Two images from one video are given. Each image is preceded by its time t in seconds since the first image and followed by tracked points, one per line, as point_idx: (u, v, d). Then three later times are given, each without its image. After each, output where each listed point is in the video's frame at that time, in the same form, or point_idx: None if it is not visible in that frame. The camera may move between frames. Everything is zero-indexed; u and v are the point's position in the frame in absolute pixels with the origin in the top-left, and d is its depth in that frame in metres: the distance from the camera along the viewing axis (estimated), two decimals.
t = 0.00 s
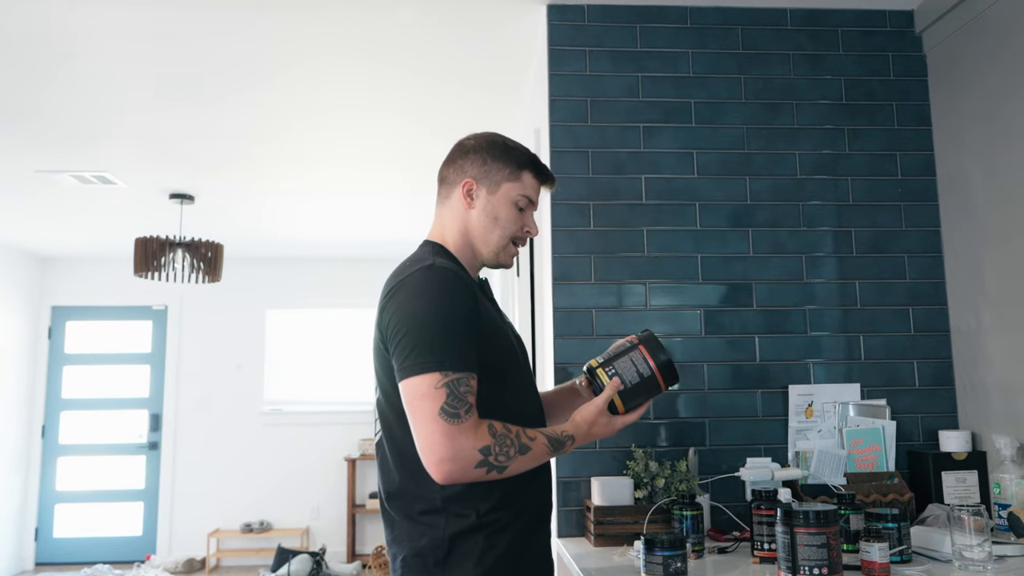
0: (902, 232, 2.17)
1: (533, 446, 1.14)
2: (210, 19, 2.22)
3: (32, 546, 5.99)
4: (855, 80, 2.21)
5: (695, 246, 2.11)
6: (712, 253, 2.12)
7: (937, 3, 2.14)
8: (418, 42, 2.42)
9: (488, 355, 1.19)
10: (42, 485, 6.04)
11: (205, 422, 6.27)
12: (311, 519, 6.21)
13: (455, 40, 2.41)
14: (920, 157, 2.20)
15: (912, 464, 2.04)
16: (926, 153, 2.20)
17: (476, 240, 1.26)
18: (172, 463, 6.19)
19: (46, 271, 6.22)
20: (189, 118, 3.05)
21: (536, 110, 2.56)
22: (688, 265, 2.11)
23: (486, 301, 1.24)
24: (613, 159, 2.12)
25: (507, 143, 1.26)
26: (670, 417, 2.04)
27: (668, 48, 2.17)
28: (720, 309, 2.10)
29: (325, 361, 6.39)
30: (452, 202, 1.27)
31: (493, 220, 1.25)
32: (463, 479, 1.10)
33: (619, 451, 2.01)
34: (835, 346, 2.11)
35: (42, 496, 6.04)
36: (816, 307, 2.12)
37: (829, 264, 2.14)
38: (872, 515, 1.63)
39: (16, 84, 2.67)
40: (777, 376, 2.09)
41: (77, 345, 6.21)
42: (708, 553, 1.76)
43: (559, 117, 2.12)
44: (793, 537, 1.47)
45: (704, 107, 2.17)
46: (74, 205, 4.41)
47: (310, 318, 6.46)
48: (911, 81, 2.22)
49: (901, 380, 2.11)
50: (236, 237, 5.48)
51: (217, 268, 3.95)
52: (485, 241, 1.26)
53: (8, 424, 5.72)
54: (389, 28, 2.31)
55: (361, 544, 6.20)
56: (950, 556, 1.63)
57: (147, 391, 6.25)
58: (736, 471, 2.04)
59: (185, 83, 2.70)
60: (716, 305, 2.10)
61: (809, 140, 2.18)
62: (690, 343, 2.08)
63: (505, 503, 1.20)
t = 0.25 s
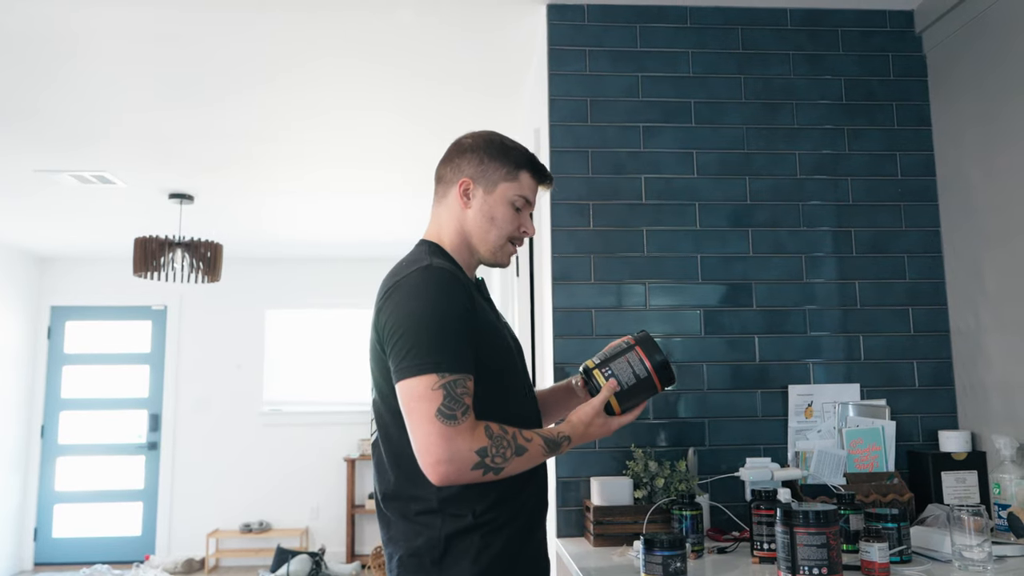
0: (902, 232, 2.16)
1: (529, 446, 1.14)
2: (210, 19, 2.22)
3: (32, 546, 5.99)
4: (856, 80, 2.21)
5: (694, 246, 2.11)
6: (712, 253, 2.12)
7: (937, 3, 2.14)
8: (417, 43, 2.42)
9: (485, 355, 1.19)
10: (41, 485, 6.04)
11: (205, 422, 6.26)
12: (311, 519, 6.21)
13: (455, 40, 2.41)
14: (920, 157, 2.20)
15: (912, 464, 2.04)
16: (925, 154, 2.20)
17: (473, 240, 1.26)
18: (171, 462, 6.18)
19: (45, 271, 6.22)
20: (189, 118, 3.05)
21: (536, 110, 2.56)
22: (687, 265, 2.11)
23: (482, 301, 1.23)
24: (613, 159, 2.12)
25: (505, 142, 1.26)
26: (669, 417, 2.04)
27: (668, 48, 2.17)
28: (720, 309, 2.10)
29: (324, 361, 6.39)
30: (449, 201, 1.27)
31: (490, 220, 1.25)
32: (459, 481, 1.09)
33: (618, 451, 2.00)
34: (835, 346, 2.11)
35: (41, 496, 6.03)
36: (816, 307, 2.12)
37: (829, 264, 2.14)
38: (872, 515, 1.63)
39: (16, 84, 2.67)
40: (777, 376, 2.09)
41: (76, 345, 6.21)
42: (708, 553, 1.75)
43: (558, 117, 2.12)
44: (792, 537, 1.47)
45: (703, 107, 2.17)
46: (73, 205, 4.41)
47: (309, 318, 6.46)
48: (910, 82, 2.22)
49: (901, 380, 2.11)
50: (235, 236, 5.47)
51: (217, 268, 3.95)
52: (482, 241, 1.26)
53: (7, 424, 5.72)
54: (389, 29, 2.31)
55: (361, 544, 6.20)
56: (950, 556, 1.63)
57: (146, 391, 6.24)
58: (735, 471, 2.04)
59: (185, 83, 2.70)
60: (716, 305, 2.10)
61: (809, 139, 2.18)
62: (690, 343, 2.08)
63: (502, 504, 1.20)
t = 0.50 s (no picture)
0: (901, 232, 2.16)
1: (527, 449, 1.14)
2: (209, 20, 2.22)
3: (31, 546, 5.98)
4: (855, 80, 2.21)
5: (694, 246, 2.11)
6: (711, 253, 2.12)
7: (936, 2, 2.14)
8: (416, 43, 2.41)
9: (482, 358, 1.18)
10: (41, 485, 6.03)
11: (204, 422, 6.26)
12: (311, 519, 6.21)
13: (454, 41, 2.41)
14: (919, 156, 2.20)
15: (912, 464, 2.04)
16: (925, 153, 2.20)
17: (469, 241, 1.26)
18: (171, 463, 6.18)
19: (45, 272, 6.21)
20: (188, 118, 3.04)
21: (535, 110, 2.56)
22: (687, 264, 2.10)
23: (479, 304, 1.23)
24: (612, 159, 2.12)
25: (502, 142, 1.26)
26: (669, 417, 2.04)
27: (668, 48, 2.17)
28: (719, 309, 2.10)
29: (324, 362, 6.38)
30: (445, 201, 1.27)
31: (487, 221, 1.25)
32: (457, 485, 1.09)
33: (618, 452, 2.00)
34: (834, 346, 2.11)
35: (41, 496, 6.03)
36: (816, 307, 2.12)
37: (828, 263, 2.14)
38: (871, 514, 1.63)
39: (15, 84, 2.66)
40: (776, 376, 2.09)
41: (76, 346, 6.20)
42: (708, 553, 1.75)
43: (558, 117, 2.12)
44: (792, 536, 1.47)
45: (703, 107, 2.17)
46: (72, 205, 4.40)
47: (309, 318, 6.46)
48: (910, 81, 2.22)
49: (900, 379, 2.11)
50: (235, 237, 5.47)
51: (216, 268, 3.94)
52: (478, 242, 1.26)
53: (6, 425, 5.71)
54: (388, 29, 2.31)
55: (361, 544, 6.19)
56: (950, 556, 1.63)
57: (145, 392, 6.24)
58: (735, 471, 2.03)
59: (185, 84, 2.70)
60: (715, 305, 2.10)
61: (808, 139, 2.18)
62: (690, 343, 2.08)
63: (500, 505, 1.20)
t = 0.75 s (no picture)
0: (901, 232, 2.16)
1: (524, 450, 1.14)
2: (209, 20, 2.22)
3: (31, 547, 5.98)
4: (854, 79, 2.21)
5: (693, 246, 2.11)
6: (711, 253, 2.12)
7: (936, 2, 2.14)
8: (416, 44, 2.42)
9: (480, 359, 1.18)
10: (40, 486, 6.03)
11: (204, 422, 6.26)
12: (311, 520, 6.21)
13: (453, 41, 2.41)
14: (918, 156, 2.20)
15: (911, 463, 2.04)
16: (924, 153, 2.20)
17: (467, 241, 1.26)
18: (171, 463, 6.18)
19: (44, 272, 6.21)
20: (187, 119, 3.04)
21: (534, 110, 2.56)
22: (687, 264, 2.10)
23: (477, 305, 1.23)
24: (612, 159, 2.12)
25: (500, 143, 1.26)
26: (669, 417, 2.04)
27: (667, 48, 2.17)
28: (719, 309, 2.10)
29: (323, 362, 6.38)
30: (443, 201, 1.27)
31: (484, 221, 1.25)
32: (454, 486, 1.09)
33: (618, 451, 2.00)
34: (834, 346, 2.11)
35: (40, 497, 6.03)
36: (815, 306, 2.12)
37: (828, 263, 2.14)
38: (871, 513, 1.63)
39: (14, 84, 2.66)
40: (775, 376, 2.09)
41: (75, 346, 6.20)
42: (708, 552, 1.75)
43: (558, 117, 2.12)
44: (792, 536, 1.47)
45: (702, 107, 2.17)
46: (71, 206, 4.40)
47: (308, 319, 6.46)
48: (909, 81, 2.22)
49: (900, 379, 2.11)
50: (234, 237, 5.47)
51: (215, 268, 3.94)
52: (476, 242, 1.26)
53: (6, 426, 5.71)
54: (387, 30, 2.31)
55: (361, 544, 6.19)
56: (950, 554, 1.63)
57: (145, 392, 6.23)
58: (735, 470, 2.03)
59: (185, 84, 2.70)
60: (715, 304, 2.10)
61: (808, 139, 2.18)
62: (689, 342, 2.08)
63: (498, 505, 1.20)
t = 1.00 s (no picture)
0: (901, 231, 2.16)
1: (523, 451, 1.14)
2: (208, 20, 2.22)
3: (31, 547, 5.98)
4: (854, 79, 2.21)
5: (693, 246, 2.11)
6: (711, 253, 2.12)
7: (935, 2, 2.14)
8: (415, 44, 2.42)
9: (479, 359, 1.18)
10: (40, 486, 6.03)
11: (204, 423, 6.26)
12: (311, 520, 6.21)
13: (453, 41, 2.41)
14: (918, 156, 2.20)
15: (911, 463, 2.04)
16: (924, 153, 2.20)
17: (466, 242, 1.26)
18: (170, 463, 6.18)
19: (44, 273, 6.21)
20: (187, 119, 3.04)
21: (534, 110, 2.55)
22: (686, 264, 2.10)
23: (476, 305, 1.23)
24: (612, 159, 2.12)
25: (500, 143, 1.26)
26: (669, 417, 2.04)
27: (667, 48, 2.17)
28: (719, 309, 2.10)
29: (323, 362, 6.38)
30: (443, 201, 1.27)
31: (483, 222, 1.25)
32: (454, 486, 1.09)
33: (618, 452, 2.00)
34: (834, 345, 2.11)
35: (40, 498, 6.03)
36: (815, 306, 2.12)
37: (828, 263, 2.14)
38: (871, 514, 1.63)
39: (14, 84, 2.65)
40: (775, 376, 2.09)
41: (75, 347, 6.20)
42: (708, 552, 1.75)
43: (558, 117, 2.12)
44: (792, 536, 1.47)
45: (702, 107, 2.17)
46: (71, 206, 4.40)
47: (308, 319, 6.46)
48: (908, 81, 2.22)
49: (900, 379, 2.11)
50: (234, 237, 5.47)
51: (215, 269, 3.94)
52: (475, 243, 1.26)
53: (6, 426, 5.71)
54: (387, 30, 2.31)
55: (361, 544, 6.19)
56: (950, 554, 1.63)
57: (145, 393, 6.23)
58: (735, 471, 2.03)
59: (184, 84, 2.69)
60: (714, 305, 2.10)
61: (808, 139, 2.18)
62: (689, 343, 2.08)
63: (496, 505, 1.20)
